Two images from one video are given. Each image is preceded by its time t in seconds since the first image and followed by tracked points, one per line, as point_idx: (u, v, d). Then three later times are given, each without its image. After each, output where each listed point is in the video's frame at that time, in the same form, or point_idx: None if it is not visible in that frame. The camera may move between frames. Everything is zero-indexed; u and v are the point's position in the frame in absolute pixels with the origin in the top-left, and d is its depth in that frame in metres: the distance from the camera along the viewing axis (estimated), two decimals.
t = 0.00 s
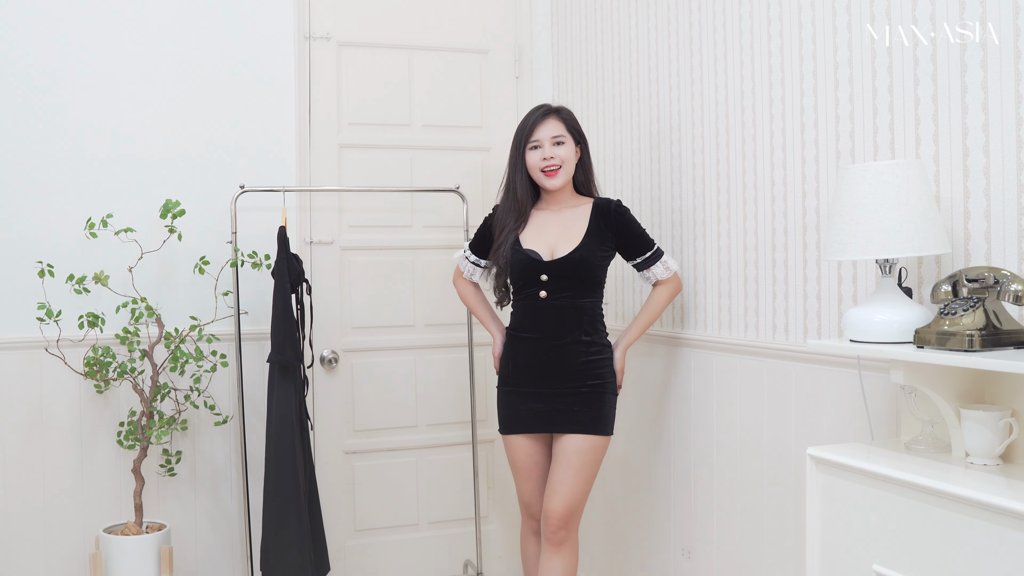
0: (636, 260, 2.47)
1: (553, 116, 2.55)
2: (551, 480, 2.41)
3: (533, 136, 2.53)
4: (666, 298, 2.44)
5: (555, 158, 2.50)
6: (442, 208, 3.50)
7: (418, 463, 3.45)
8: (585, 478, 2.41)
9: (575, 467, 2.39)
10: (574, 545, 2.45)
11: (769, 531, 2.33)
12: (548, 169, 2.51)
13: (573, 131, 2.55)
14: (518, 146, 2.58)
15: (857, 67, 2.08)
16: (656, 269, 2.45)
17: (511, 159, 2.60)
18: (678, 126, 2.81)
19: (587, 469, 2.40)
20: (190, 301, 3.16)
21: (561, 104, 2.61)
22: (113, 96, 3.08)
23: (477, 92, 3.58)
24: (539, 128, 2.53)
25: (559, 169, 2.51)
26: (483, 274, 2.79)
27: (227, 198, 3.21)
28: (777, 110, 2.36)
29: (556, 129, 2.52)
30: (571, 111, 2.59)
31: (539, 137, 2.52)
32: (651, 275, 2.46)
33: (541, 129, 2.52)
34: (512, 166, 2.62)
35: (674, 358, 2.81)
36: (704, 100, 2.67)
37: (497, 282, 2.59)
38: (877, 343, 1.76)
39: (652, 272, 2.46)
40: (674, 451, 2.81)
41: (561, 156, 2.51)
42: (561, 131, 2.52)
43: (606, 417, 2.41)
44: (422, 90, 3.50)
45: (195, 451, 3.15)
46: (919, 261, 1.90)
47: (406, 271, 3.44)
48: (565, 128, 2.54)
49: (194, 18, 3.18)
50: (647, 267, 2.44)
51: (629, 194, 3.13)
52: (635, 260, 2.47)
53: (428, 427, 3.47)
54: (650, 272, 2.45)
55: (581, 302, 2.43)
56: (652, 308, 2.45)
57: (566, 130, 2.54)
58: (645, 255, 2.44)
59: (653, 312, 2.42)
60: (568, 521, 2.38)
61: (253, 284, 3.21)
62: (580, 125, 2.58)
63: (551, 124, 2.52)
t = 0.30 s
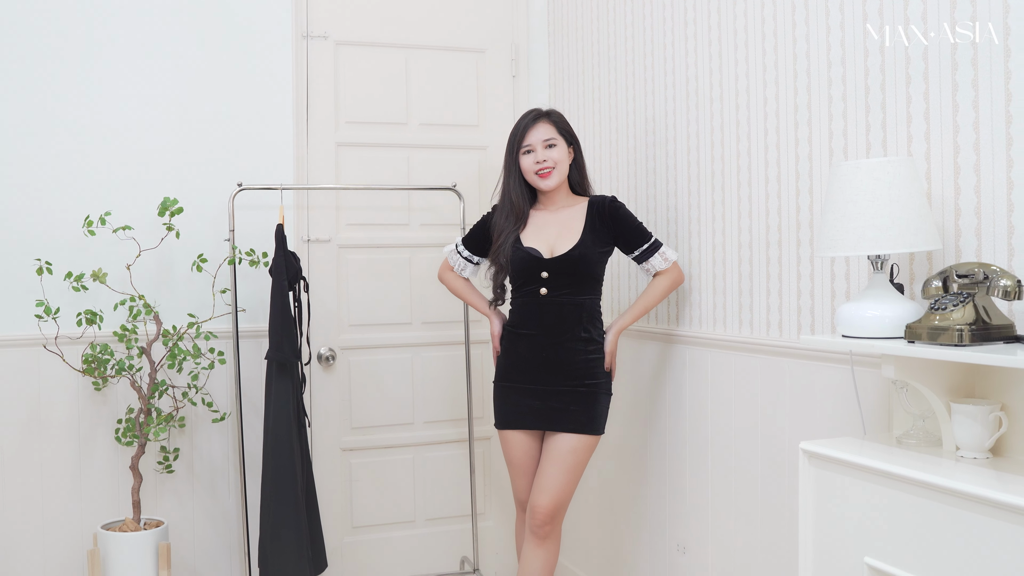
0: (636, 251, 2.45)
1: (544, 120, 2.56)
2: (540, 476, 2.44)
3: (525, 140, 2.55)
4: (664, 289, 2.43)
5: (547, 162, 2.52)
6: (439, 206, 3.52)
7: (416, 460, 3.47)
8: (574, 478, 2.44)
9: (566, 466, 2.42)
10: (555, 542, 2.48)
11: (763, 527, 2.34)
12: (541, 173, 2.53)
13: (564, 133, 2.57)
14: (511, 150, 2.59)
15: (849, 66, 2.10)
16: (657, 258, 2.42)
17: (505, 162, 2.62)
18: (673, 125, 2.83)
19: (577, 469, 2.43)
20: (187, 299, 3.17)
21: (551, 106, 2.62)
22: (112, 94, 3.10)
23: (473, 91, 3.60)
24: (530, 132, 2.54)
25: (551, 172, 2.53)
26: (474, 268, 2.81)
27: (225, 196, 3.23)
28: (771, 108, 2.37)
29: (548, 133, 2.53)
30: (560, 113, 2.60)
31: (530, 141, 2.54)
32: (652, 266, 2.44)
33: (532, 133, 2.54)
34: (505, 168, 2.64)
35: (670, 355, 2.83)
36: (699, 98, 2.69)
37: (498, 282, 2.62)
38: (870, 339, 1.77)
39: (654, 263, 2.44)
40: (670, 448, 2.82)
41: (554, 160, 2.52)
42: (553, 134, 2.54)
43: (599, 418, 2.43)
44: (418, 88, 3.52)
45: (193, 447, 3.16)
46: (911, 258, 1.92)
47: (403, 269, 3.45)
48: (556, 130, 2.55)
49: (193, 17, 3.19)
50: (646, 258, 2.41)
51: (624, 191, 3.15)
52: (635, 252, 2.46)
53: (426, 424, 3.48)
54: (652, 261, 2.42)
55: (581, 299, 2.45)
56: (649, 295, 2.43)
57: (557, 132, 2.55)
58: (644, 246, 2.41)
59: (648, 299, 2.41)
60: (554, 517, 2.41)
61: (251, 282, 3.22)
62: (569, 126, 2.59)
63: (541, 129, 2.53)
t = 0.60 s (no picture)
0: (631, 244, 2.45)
1: (531, 124, 2.58)
2: (531, 473, 2.46)
3: (514, 146, 2.57)
4: (658, 280, 2.42)
5: (536, 167, 2.54)
6: (432, 204, 3.54)
7: (409, 456, 3.49)
8: (564, 476, 2.46)
9: (558, 463, 2.44)
10: (545, 539, 2.50)
11: (753, 521, 2.37)
12: (531, 177, 2.55)
13: (552, 136, 2.59)
14: (501, 155, 2.61)
15: (839, 65, 2.12)
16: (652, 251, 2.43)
17: (495, 168, 2.64)
18: (665, 124, 2.85)
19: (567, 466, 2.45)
20: (181, 296, 3.19)
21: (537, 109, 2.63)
22: (107, 92, 3.11)
23: (466, 90, 3.62)
24: (518, 138, 2.56)
25: (541, 176, 2.55)
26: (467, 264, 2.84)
27: (219, 194, 3.25)
28: (762, 107, 2.40)
29: (536, 137, 2.55)
30: (547, 115, 2.61)
31: (519, 146, 2.56)
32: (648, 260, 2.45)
33: (519, 139, 2.56)
34: (496, 173, 2.66)
35: (662, 352, 2.86)
36: (691, 97, 2.71)
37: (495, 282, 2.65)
38: (859, 334, 1.79)
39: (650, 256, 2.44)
40: (661, 444, 2.85)
41: (544, 163, 2.54)
42: (541, 138, 2.55)
43: (591, 418, 2.46)
44: (412, 87, 3.54)
45: (188, 444, 3.18)
46: (899, 254, 1.95)
47: (397, 266, 3.47)
48: (544, 134, 2.57)
49: (188, 16, 3.21)
50: (640, 252, 2.42)
51: (616, 189, 3.17)
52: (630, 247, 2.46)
53: (419, 421, 3.51)
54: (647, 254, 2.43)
55: (577, 299, 2.48)
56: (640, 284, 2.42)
57: (545, 135, 2.57)
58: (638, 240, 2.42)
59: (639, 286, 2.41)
60: (544, 514, 2.43)
61: (245, 279, 3.24)
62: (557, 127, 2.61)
63: (528, 133, 2.55)
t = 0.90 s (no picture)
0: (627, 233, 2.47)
1: (519, 124, 2.61)
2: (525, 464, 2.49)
3: (504, 146, 2.60)
4: (652, 264, 2.42)
5: (526, 166, 2.57)
6: (424, 200, 3.57)
7: (401, 450, 3.51)
8: (557, 468, 2.50)
9: (551, 454, 2.48)
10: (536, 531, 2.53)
11: (743, 510, 2.41)
12: (522, 175, 2.58)
13: (541, 134, 2.62)
14: (491, 155, 2.64)
15: (827, 60, 2.16)
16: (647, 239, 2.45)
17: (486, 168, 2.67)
18: (655, 119, 2.88)
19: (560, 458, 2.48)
20: (175, 290, 3.21)
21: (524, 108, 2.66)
22: (101, 88, 3.13)
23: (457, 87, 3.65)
24: (507, 138, 2.59)
25: (530, 174, 2.58)
26: (460, 255, 2.87)
27: (213, 190, 3.27)
28: (751, 102, 2.43)
29: (525, 136, 2.58)
30: (534, 114, 2.64)
31: (508, 147, 2.59)
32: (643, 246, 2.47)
33: (508, 139, 2.59)
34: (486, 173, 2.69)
35: (652, 345, 2.89)
36: (680, 93, 2.75)
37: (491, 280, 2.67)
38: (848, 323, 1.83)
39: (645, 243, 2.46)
40: (651, 435, 2.88)
41: (534, 161, 2.57)
42: (529, 137, 2.59)
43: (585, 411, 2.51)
44: (403, 83, 3.56)
45: (181, 438, 3.20)
46: (886, 245, 1.98)
47: (388, 262, 3.50)
48: (532, 133, 2.60)
49: (181, 12, 3.23)
50: (636, 242, 2.45)
51: (607, 184, 3.21)
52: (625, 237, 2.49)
53: (411, 415, 3.53)
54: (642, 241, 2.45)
55: (572, 295, 2.52)
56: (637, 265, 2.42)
57: (534, 134, 2.60)
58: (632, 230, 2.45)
59: (633, 266, 2.41)
60: (539, 505, 2.46)
61: (238, 274, 3.26)
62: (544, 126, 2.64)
63: (517, 133, 2.58)
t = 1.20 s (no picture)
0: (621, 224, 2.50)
1: (513, 122, 2.63)
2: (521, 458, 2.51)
3: (498, 144, 2.62)
4: (649, 249, 2.42)
5: (521, 162, 2.59)
6: (417, 197, 3.59)
7: (394, 445, 3.53)
8: (551, 462, 2.52)
9: (547, 448, 2.50)
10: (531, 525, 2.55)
11: (736, 502, 2.43)
12: (517, 172, 2.60)
13: (535, 132, 2.64)
14: (485, 153, 2.66)
15: (818, 57, 2.18)
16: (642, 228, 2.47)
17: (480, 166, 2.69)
18: (648, 116, 2.91)
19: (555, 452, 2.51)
20: (170, 286, 3.22)
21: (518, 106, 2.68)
22: (96, 84, 3.14)
23: (450, 85, 3.67)
24: (502, 136, 2.61)
25: (525, 171, 2.60)
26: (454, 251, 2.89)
27: (208, 186, 3.28)
28: (743, 99, 2.46)
29: (519, 133, 2.60)
30: (528, 111, 2.66)
31: (502, 144, 2.61)
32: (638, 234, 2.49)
33: (502, 137, 2.60)
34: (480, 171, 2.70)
35: (645, 340, 2.92)
36: (673, 90, 2.77)
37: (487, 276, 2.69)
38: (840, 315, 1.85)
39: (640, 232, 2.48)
40: (644, 430, 2.91)
41: (528, 158, 2.59)
42: (524, 135, 2.60)
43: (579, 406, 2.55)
44: (397, 81, 3.58)
45: (177, 433, 3.21)
46: (878, 239, 2.01)
47: (383, 258, 3.52)
48: (526, 130, 2.62)
49: (175, 9, 3.24)
50: (631, 233, 2.47)
51: (599, 181, 3.23)
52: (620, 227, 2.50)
53: (404, 411, 3.55)
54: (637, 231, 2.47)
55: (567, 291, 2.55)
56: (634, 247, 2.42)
57: (528, 132, 2.62)
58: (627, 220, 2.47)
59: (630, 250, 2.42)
60: (535, 499, 2.48)
61: (233, 270, 3.28)
62: (538, 123, 2.66)
63: (511, 130, 2.60)
